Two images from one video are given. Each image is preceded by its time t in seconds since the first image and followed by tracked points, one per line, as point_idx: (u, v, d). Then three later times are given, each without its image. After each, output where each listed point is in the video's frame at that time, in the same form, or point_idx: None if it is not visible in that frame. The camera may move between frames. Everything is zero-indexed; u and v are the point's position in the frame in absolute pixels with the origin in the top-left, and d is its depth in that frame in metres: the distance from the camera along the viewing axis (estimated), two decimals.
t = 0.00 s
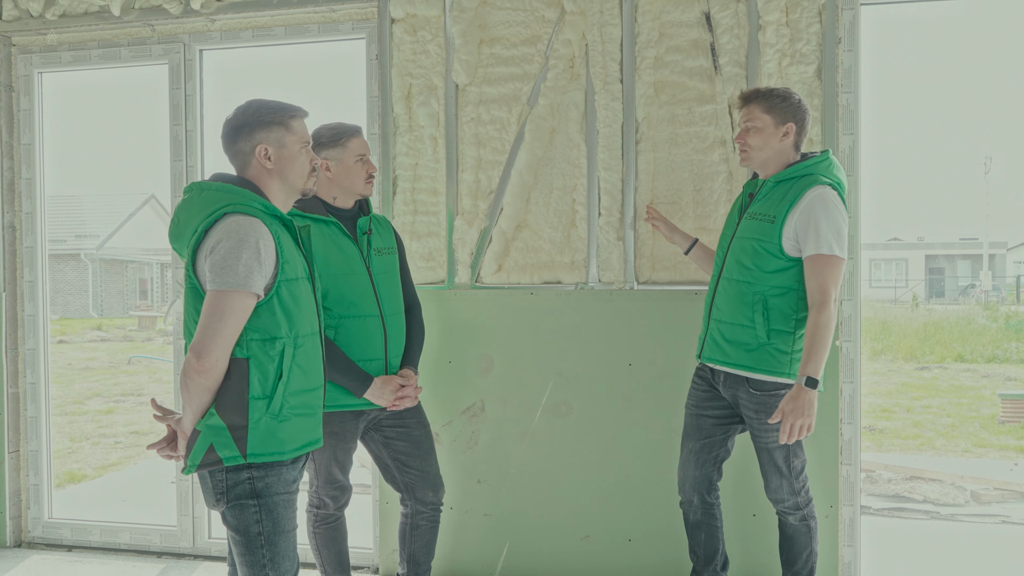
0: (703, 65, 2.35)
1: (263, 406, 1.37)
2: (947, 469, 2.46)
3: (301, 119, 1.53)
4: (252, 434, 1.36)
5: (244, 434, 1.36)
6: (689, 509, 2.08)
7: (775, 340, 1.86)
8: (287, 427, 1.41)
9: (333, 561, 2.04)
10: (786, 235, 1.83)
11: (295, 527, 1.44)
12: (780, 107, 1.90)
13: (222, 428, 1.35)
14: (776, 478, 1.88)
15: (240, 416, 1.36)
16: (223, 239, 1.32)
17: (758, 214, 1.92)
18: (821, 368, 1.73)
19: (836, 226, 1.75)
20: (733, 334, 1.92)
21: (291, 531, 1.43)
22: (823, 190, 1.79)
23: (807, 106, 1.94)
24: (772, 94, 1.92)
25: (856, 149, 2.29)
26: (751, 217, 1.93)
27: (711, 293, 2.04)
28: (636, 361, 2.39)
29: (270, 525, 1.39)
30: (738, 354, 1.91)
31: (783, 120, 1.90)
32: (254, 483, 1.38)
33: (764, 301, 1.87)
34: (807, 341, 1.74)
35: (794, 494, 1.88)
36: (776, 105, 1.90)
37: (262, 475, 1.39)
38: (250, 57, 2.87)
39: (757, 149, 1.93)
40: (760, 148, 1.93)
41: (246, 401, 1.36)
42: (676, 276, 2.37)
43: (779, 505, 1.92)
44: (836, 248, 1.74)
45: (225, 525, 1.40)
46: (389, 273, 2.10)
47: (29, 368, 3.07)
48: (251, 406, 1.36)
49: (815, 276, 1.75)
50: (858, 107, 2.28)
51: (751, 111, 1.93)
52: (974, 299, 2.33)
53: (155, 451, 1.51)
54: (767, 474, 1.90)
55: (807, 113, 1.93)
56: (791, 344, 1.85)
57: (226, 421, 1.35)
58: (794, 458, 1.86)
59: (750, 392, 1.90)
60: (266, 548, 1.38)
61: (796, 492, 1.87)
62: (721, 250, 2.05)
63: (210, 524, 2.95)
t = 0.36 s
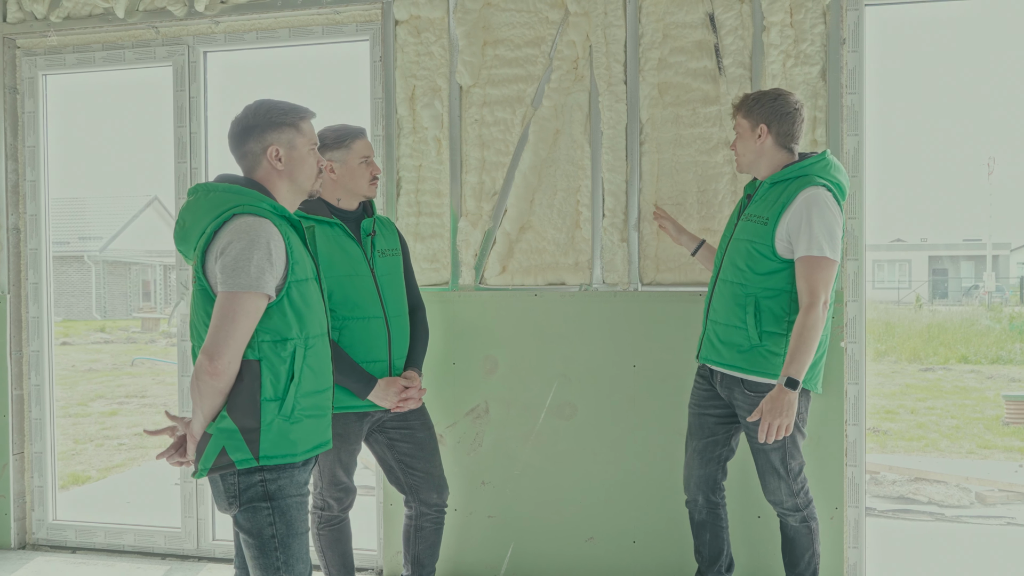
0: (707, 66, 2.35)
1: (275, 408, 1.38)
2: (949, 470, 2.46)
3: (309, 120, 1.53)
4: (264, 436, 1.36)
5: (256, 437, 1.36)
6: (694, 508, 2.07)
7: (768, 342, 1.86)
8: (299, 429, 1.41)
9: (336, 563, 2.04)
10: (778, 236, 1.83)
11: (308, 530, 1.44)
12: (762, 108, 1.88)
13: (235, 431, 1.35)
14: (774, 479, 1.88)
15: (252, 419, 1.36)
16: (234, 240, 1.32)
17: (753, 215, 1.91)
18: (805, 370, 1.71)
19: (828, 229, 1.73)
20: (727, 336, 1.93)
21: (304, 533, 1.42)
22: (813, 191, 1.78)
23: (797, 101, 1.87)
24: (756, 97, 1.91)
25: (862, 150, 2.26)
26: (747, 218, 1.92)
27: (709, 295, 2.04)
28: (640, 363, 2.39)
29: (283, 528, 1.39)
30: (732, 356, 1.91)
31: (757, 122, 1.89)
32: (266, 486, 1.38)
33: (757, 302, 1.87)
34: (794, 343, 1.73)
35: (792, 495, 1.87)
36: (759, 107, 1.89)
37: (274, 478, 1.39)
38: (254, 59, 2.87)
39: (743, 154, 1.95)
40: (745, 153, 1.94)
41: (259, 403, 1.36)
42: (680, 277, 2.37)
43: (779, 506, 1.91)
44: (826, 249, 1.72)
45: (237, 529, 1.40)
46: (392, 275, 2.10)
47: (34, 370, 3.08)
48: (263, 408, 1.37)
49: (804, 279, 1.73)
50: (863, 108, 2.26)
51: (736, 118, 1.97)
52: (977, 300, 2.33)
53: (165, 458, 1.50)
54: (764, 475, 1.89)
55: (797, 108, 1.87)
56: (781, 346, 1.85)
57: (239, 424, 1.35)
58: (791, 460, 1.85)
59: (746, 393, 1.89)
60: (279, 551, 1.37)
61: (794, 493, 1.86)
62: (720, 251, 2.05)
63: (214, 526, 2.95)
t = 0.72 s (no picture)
0: (712, 66, 2.34)
1: (289, 409, 1.38)
2: (956, 471, 2.48)
3: (321, 120, 1.53)
4: (278, 439, 1.36)
5: (270, 439, 1.35)
6: (712, 507, 2.07)
7: (785, 341, 1.85)
8: (313, 430, 1.41)
9: (342, 565, 2.04)
10: (792, 235, 1.82)
11: (323, 533, 1.43)
12: (775, 107, 1.87)
13: (248, 433, 1.35)
14: (791, 479, 1.87)
15: (266, 421, 1.35)
16: (246, 240, 1.32)
17: (766, 214, 1.90)
18: (822, 369, 1.71)
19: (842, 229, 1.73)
20: (744, 336, 1.92)
21: (319, 536, 1.41)
22: (827, 187, 1.76)
23: (810, 99, 1.86)
24: (769, 95, 1.89)
25: (867, 149, 2.26)
26: (760, 217, 1.92)
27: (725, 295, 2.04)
28: (645, 363, 2.38)
29: (299, 531, 1.37)
30: (750, 356, 1.90)
31: (770, 121, 1.88)
32: (281, 489, 1.37)
33: (773, 302, 1.87)
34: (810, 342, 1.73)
35: (809, 496, 1.86)
36: (770, 105, 1.88)
37: (288, 480, 1.38)
38: (257, 61, 2.87)
39: (755, 152, 1.95)
40: (757, 152, 1.94)
41: (273, 405, 1.36)
42: (685, 277, 2.36)
43: (794, 506, 1.90)
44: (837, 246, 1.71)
45: (252, 533, 1.39)
46: (396, 276, 2.09)
47: (37, 372, 3.07)
48: (277, 410, 1.37)
49: (818, 277, 1.73)
50: (868, 108, 2.26)
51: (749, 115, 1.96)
52: (979, 300, 2.31)
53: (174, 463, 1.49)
54: (783, 475, 1.89)
55: (809, 106, 1.85)
56: (799, 346, 1.84)
57: (253, 426, 1.35)
58: (809, 461, 1.83)
59: (766, 392, 1.88)
60: (296, 554, 1.36)
61: (811, 493, 1.85)
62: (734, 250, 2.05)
63: (218, 528, 2.95)
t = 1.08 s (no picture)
0: (715, 65, 2.33)
1: (301, 410, 1.37)
2: (959, 471, 2.44)
3: (328, 119, 1.52)
4: (290, 440, 1.35)
5: (282, 441, 1.34)
6: (725, 511, 2.05)
7: (821, 346, 1.84)
8: (325, 431, 1.40)
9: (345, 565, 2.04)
10: (823, 239, 1.81)
11: (335, 536, 1.42)
12: (800, 106, 1.85)
13: (260, 435, 1.34)
14: (811, 479, 1.86)
15: (278, 422, 1.34)
16: (256, 240, 1.31)
17: (792, 218, 1.90)
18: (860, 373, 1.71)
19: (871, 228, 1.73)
20: (777, 342, 1.90)
21: (332, 539, 1.40)
22: (858, 189, 1.77)
23: (833, 102, 1.85)
24: (793, 94, 1.87)
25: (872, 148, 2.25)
26: (785, 221, 1.91)
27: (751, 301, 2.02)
28: (648, 364, 2.37)
29: (312, 534, 1.36)
30: (784, 362, 1.88)
31: (792, 122, 1.86)
32: (294, 491, 1.36)
33: (807, 307, 1.85)
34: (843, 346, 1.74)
35: (827, 498, 1.85)
36: (795, 104, 1.86)
37: (301, 482, 1.37)
38: (257, 60, 2.86)
39: (772, 150, 1.91)
40: (776, 150, 1.90)
41: (285, 406, 1.35)
42: (689, 278, 2.35)
43: (810, 508, 1.89)
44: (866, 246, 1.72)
45: (264, 535, 1.38)
46: (398, 277, 2.08)
47: (37, 374, 3.06)
48: (289, 411, 1.35)
49: (852, 281, 1.73)
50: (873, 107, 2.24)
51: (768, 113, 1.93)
52: (977, 300, 2.30)
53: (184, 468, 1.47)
54: (803, 476, 1.88)
55: (832, 110, 1.85)
56: (836, 348, 1.83)
57: (265, 428, 1.34)
58: (831, 463, 1.84)
59: (791, 392, 1.88)
60: (308, 557, 1.35)
61: (829, 495, 1.85)
62: (756, 254, 2.04)
63: (219, 530, 2.93)
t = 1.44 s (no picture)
0: (709, 65, 2.33)
1: (300, 411, 1.35)
2: (948, 471, 2.45)
3: (323, 118, 1.50)
4: (289, 441, 1.33)
5: (281, 442, 1.32)
6: (711, 505, 2.05)
7: (813, 347, 1.83)
8: (323, 432, 1.39)
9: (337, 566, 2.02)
10: (818, 240, 1.80)
11: (330, 538, 1.40)
12: (803, 109, 1.84)
13: (259, 436, 1.31)
14: (800, 481, 1.87)
15: (278, 423, 1.32)
16: (253, 240, 1.29)
17: (786, 218, 1.89)
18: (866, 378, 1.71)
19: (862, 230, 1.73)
20: (770, 343, 1.90)
21: (327, 542, 1.39)
22: (853, 190, 1.76)
23: (833, 105, 1.85)
24: (798, 94, 1.85)
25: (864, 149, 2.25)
26: (780, 221, 1.90)
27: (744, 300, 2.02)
28: (641, 364, 2.36)
29: (308, 536, 1.35)
30: (776, 363, 1.88)
31: (792, 122, 1.85)
32: (292, 492, 1.35)
33: (799, 308, 1.85)
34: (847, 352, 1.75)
35: (817, 499, 1.86)
36: (798, 106, 1.84)
37: (299, 484, 1.35)
38: (248, 58, 2.84)
39: (770, 150, 1.91)
40: (773, 150, 1.90)
41: (283, 407, 1.33)
42: (682, 278, 2.35)
43: (799, 509, 1.90)
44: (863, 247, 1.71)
45: (260, 536, 1.36)
46: (391, 277, 2.07)
47: (23, 374, 3.02)
48: (288, 411, 1.33)
49: (848, 283, 1.72)
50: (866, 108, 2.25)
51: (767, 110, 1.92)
52: (961, 300, 2.31)
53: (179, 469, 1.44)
54: (791, 477, 1.88)
55: (832, 112, 1.84)
56: (829, 350, 1.82)
57: (263, 429, 1.31)
58: (820, 463, 1.85)
59: (782, 391, 1.87)
60: (304, 559, 1.34)
61: (819, 496, 1.85)
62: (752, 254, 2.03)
63: (208, 532, 2.91)
